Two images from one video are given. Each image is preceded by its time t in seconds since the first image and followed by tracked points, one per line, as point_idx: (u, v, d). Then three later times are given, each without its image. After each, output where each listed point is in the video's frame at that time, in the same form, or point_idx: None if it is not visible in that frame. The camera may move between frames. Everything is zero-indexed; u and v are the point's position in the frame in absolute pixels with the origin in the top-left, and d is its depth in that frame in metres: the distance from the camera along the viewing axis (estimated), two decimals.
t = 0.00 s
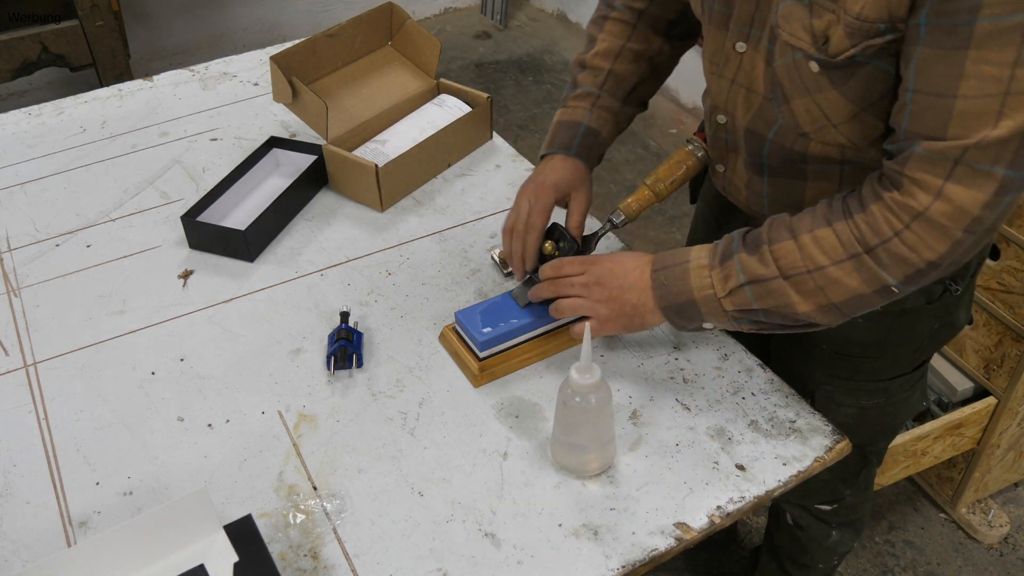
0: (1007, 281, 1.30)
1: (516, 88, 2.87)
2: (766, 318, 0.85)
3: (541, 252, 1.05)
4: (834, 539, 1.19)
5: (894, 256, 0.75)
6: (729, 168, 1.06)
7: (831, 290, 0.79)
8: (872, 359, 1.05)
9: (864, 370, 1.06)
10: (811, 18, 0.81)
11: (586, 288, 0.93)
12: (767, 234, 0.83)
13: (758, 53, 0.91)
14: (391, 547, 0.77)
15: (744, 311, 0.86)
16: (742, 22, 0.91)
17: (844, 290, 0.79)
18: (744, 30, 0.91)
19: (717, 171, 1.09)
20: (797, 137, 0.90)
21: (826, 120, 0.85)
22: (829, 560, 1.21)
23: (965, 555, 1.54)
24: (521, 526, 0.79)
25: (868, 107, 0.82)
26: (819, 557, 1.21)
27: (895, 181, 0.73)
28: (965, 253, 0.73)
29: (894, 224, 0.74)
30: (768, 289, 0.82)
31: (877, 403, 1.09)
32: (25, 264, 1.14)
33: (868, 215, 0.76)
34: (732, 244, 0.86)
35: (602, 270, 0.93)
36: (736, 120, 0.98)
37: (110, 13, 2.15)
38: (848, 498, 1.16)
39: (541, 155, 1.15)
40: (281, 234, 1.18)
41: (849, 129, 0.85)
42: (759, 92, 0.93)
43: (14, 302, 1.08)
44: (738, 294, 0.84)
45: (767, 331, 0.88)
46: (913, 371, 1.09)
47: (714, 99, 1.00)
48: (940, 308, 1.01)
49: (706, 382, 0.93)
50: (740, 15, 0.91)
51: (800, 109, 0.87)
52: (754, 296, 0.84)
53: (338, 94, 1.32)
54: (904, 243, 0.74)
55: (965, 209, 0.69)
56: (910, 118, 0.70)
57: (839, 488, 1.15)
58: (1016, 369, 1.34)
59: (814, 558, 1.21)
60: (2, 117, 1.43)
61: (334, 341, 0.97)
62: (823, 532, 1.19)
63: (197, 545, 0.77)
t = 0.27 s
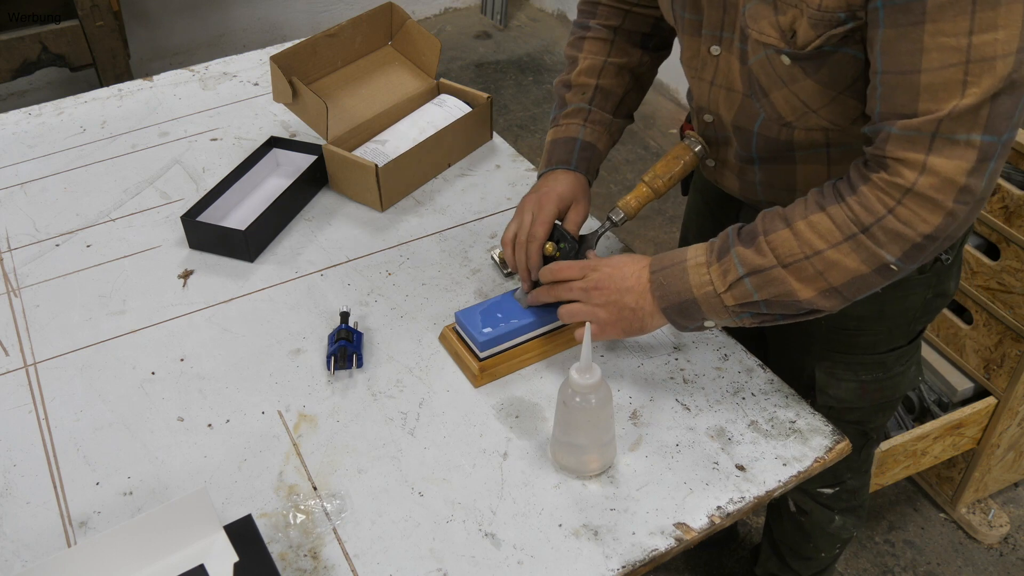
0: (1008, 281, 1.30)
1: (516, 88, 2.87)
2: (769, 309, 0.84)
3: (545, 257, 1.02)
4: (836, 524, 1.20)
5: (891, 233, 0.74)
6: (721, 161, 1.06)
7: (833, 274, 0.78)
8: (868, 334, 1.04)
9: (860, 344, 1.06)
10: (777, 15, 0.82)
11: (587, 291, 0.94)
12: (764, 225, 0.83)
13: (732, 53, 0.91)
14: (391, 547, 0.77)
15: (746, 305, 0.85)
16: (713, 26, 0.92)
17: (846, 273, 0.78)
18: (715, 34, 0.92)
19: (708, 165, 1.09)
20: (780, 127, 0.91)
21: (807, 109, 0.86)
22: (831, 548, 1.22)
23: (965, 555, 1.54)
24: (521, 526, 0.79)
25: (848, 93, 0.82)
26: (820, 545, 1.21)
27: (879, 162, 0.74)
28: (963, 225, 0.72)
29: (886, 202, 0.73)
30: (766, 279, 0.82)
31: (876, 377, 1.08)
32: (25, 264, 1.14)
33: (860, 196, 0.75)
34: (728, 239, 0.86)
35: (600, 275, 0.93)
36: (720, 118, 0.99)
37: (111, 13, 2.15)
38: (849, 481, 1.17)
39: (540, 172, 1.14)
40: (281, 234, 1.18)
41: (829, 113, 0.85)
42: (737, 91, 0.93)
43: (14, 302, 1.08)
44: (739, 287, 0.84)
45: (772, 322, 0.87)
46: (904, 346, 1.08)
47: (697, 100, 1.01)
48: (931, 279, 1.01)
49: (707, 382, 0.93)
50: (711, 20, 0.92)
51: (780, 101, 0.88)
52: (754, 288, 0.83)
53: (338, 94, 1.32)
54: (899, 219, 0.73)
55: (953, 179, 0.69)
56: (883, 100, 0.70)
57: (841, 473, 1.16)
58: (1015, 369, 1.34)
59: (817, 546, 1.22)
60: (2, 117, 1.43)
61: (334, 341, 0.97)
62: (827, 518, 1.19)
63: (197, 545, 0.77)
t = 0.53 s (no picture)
0: (1008, 281, 1.30)
1: (516, 88, 2.87)
2: (779, 300, 0.84)
3: (550, 255, 1.02)
4: (834, 519, 1.20)
5: (898, 223, 0.75)
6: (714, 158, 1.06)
7: (841, 264, 0.79)
8: (862, 325, 1.04)
9: (853, 335, 1.05)
10: (766, 14, 0.81)
11: (595, 286, 0.93)
12: (772, 216, 0.83)
13: (719, 53, 0.92)
14: (391, 547, 0.77)
15: (756, 296, 0.85)
16: (700, 28, 0.92)
17: (854, 263, 0.78)
18: (703, 35, 0.92)
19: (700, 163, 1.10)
20: (770, 124, 0.91)
21: (798, 106, 0.86)
22: (830, 544, 1.22)
23: (965, 556, 1.54)
24: (521, 526, 0.79)
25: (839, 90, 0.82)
26: (819, 541, 1.22)
27: (884, 154, 0.74)
28: (968, 213, 0.73)
29: (893, 192, 0.74)
30: (775, 271, 0.82)
31: (871, 368, 1.08)
32: (25, 264, 1.14)
33: (866, 186, 0.76)
34: (737, 231, 0.86)
35: (609, 269, 0.93)
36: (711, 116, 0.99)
37: (110, 12, 2.15)
38: (845, 476, 1.18)
39: (540, 172, 1.13)
40: (281, 234, 1.18)
41: (820, 110, 0.85)
42: (728, 90, 0.93)
43: (14, 302, 1.08)
44: (749, 279, 0.84)
45: (780, 313, 0.88)
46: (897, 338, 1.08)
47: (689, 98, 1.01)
48: (922, 267, 1.01)
49: (707, 382, 0.93)
50: (697, 21, 0.92)
51: (770, 100, 0.87)
52: (765, 279, 0.83)
53: (338, 94, 1.32)
54: (906, 209, 0.74)
55: (958, 170, 0.69)
56: (883, 96, 0.70)
57: (837, 467, 1.17)
58: (1016, 370, 1.34)
59: (815, 543, 1.22)
60: (2, 117, 1.43)
61: (334, 341, 0.97)
62: (825, 514, 1.20)
63: (198, 545, 0.77)
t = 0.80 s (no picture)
0: (1008, 281, 1.30)
1: (517, 88, 2.87)
2: (733, 311, 0.84)
3: (507, 276, 0.99)
4: (835, 520, 1.20)
5: (855, 223, 0.74)
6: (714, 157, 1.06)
7: (798, 267, 0.78)
8: (864, 324, 1.04)
9: (857, 334, 1.05)
10: (764, 10, 0.81)
11: (545, 306, 0.91)
12: (725, 224, 0.82)
13: (722, 50, 0.91)
14: (391, 547, 0.77)
15: (709, 308, 0.84)
16: (704, 24, 0.92)
17: (810, 266, 0.78)
18: (706, 31, 0.92)
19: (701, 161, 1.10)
20: (771, 119, 0.91)
21: (798, 100, 0.86)
22: (830, 544, 1.22)
23: (965, 556, 1.54)
24: (521, 526, 0.79)
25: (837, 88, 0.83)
26: (820, 541, 1.22)
27: (841, 152, 0.73)
28: (923, 213, 0.73)
29: (849, 191, 0.73)
30: (730, 279, 0.81)
31: (873, 366, 1.08)
32: (25, 264, 1.14)
33: (821, 188, 0.75)
34: (687, 243, 0.85)
35: (557, 288, 0.91)
36: (712, 113, 0.99)
37: (111, 13, 2.15)
38: (847, 476, 1.18)
39: (506, 189, 1.11)
40: (281, 234, 1.18)
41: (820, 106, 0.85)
42: (728, 86, 0.93)
43: (14, 302, 1.08)
44: (702, 290, 0.83)
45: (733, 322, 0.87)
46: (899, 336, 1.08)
47: (689, 95, 1.01)
48: (926, 267, 1.01)
49: (707, 382, 0.93)
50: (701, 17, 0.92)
51: (770, 95, 0.88)
52: (718, 291, 0.82)
53: (338, 94, 1.32)
54: (862, 209, 0.73)
55: (915, 168, 0.69)
56: (847, 86, 0.71)
57: (839, 467, 1.17)
58: (1015, 369, 1.34)
59: (817, 542, 1.22)
60: (2, 117, 1.43)
61: (334, 341, 0.97)
62: (826, 513, 1.20)
63: (198, 545, 0.77)
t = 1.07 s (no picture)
0: (1008, 281, 1.30)
1: (516, 88, 2.87)
2: (787, 294, 0.83)
3: (561, 255, 1.01)
4: (836, 521, 1.21)
5: (907, 222, 0.74)
6: (714, 161, 1.06)
7: (850, 260, 0.78)
8: (865, 327, 1.04)
9: (857, 338, 1.05)
10: (774, 14, 0.82)
11: (604, 283, 0.92)
12: (781, 211, 0.82)
13: (724, 53, 0.91)
14: (391, 547, 0.77)
15: (764, 290, 0.84)
16: (706, 25, 0.91)
17: (859, 260, 0.78)
18: (708, 33, 0.92)
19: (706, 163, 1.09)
20: (775, 125, 0.91)
21: (802, 106, 0.86)
22: (830, 545, 1.22)
23: (965, 556, 1.54)
24: (521, 526, 0.79)
25: (842, 92, 0.83)
26: (821, 542, 1.22)
27: (893, 152, 0.74)
28: (973, 214, 0.73)
29: (904, 191, 0.73)
30: (784, 267, 0.81)
31: (873, 372, 1.08)
32: (25, 264, 1.14)
33: (876, 185, 0.75)
34: (745, 227, 0.85)
35: (616, 265, 0.91)
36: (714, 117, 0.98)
37: (111, 13, 2.15)
38: (846, 479, 1.18)
39: (556, 169, 1.12)
40: (281, 234, 1.18)
41: (824, 110, 0.85)
42: (730, 89, 0.93)
43: (14, 302, 1.08)
44: (758, 275, 0.83)
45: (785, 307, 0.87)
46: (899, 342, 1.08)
47: (691, 99, 1.01)
48: (927, 272, 1.00)
49: (706, 382, 0.93)
50: (703, 19, 0.91)
51: (776, 100, 0.88)
52: (773, 275, 0.82)
53: (338, 93, 1.32)
54: (915, 210, 0.73)
55: (968, 172, 0.69)
56: (891, 96, 0.70)
57: (838, 469, 1.17)
58: (1015, 369, 1.34)
59: (816, 544, 1.22)
60: (2, 117, 1.43)
61: (334, 341, 0.97)
62: (827, 514, 1.20)
63: (198, 545, 0.77)
